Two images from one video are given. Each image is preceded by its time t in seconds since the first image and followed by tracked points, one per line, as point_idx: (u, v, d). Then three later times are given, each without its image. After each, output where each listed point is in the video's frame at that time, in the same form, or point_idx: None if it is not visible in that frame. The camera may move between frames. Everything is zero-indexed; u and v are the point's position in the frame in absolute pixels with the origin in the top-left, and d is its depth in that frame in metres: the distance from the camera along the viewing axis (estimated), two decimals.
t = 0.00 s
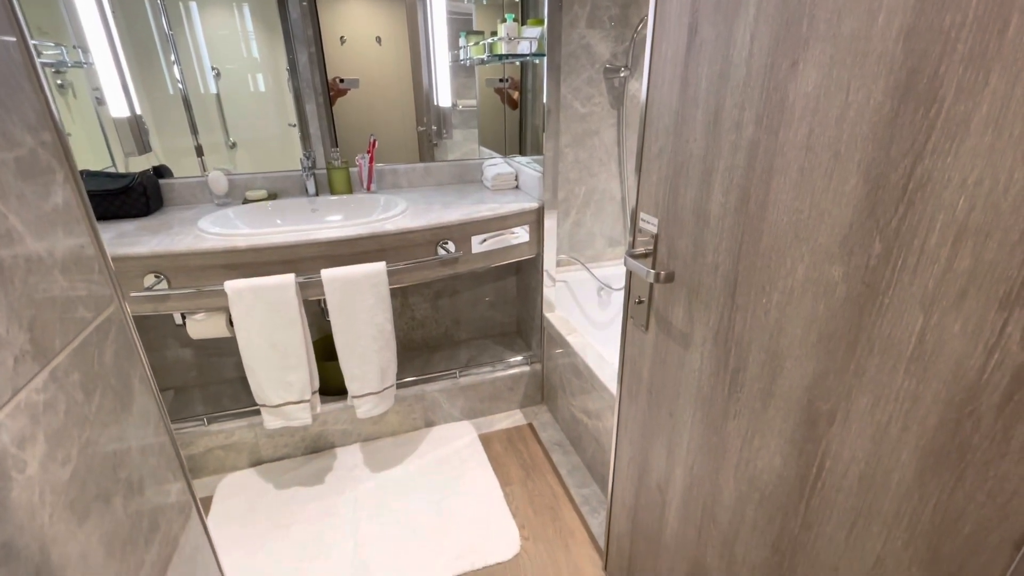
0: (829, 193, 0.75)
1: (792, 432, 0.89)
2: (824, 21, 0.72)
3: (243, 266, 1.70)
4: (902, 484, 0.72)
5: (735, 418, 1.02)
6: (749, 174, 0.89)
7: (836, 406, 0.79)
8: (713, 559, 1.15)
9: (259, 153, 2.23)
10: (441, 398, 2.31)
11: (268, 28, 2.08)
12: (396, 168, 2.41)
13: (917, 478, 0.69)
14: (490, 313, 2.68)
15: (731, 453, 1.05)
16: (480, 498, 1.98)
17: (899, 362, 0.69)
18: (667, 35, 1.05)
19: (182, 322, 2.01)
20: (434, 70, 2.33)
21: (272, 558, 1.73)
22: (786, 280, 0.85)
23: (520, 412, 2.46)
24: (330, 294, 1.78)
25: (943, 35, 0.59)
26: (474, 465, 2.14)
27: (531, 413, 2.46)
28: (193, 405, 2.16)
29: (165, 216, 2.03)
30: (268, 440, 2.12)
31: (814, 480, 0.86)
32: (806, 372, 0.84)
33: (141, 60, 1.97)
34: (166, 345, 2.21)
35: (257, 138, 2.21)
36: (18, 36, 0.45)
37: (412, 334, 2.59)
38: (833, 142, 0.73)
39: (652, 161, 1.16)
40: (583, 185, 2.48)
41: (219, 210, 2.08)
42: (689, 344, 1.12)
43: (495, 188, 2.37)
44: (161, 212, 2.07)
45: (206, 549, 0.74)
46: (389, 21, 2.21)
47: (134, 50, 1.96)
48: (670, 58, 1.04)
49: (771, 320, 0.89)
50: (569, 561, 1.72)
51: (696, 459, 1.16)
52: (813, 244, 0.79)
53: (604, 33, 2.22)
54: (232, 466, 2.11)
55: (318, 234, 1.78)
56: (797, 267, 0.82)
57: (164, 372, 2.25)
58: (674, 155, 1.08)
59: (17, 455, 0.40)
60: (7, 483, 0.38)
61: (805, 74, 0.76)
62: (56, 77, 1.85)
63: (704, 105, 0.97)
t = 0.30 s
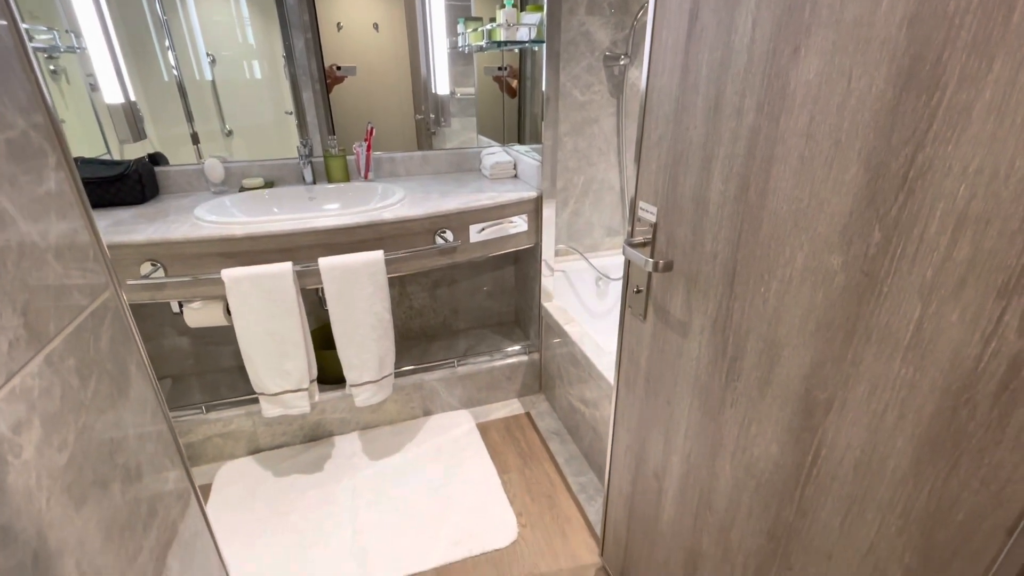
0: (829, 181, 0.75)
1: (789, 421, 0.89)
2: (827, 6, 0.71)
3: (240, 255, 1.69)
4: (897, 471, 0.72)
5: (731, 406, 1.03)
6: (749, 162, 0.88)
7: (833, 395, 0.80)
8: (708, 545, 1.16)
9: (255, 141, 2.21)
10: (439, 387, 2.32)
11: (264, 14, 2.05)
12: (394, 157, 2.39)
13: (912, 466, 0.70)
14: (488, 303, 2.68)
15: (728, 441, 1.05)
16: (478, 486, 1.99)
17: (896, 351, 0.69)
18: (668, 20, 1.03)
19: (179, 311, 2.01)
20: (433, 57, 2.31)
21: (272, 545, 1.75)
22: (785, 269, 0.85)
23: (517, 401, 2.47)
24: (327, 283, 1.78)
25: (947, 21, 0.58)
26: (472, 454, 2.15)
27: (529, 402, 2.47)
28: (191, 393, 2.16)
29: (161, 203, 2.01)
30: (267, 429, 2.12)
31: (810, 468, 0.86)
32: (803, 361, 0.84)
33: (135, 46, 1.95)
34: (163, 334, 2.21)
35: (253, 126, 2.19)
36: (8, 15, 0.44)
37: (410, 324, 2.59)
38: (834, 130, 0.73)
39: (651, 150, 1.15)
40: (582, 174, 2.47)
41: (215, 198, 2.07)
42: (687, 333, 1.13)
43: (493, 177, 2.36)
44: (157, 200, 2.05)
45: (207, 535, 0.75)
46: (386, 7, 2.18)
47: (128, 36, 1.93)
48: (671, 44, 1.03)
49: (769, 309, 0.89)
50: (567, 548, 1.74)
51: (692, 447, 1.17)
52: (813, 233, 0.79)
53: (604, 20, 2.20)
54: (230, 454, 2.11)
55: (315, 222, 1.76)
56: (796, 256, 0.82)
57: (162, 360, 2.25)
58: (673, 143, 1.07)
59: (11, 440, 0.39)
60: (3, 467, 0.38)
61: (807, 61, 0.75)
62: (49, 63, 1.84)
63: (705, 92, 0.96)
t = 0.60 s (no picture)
0: (829, 169, 0.74)
1: (785, 409, 0.89)
2: None
3: (238, 242, 1.68)
4: (891, 459, 0.73)
5: (728, 395, 1.03)
6: (749, 149, 0.87)
7: (829, 383, 0.80)
8: (703, 532, 1.17)
9: (251, 127, 2.18)
10: (436, 376, 2.32)
11: None
12: (391, 144, 2.37)
13: (906, 453, 0.70)
14: (486, 292, 2.67)
15: (724, 429, 1.06)
16: (475, 473, 2.00)
17: (893, 340, 0.70)
18: (670, 5, 1.02)
19: (176, 298, 2.00)
20: (431, 44, 2.28)
21: (271, 531, 1.76)
22: (784, 257, 0.85)
23: (514, 390, 2.48)
24: (325, 270, 1.77)
25: (952, 6, 0.58)
26: (469, 442, 2.16)
27: (526, 391, 2.48)
28: (188, 381, 2.16)
29: (156, 190, 2.00)
30: (265, 416, 2.13)
31: (804, 455, 0.87)
32: (800, 349, 0.84)
33: (128, 30, 1.92)
34: (160, 321, 2.20)
35: (249, 112, 2.16)
36: None
37: (408, 312, 2.58)
38: (835, 117, 0.72)
39: (651, 138, 1.14)
40: (581, 163, 2.45)
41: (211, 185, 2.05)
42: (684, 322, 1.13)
43: (491, 166, 2.34)
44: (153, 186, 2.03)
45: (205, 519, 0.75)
46: None
47: (121, 19, 1.90)
48: (672, 30, 1.02)
49: (767, 298, 0.89)
50: (563, 534, 1.75)
51: (688, 435, 1.18)
52: (813, 222, 0.78)
53: (604, 6, 2.17)
54: (228, 441, 2.12)
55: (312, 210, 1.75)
56: (795, 245, 0.82)
57: (159, 348, 2.25)
58: (673, 131, 1.06)
59: (5, 421, 0.39)
60: None
61: (809, 47, 0.74)
62: (41, 46, 1.79)
63: (706, 79, 0.95)
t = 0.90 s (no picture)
0: (830, 155, 0.74)
1: (783, 396, 0.90)
2: None
3: (235, 230, 1.67)
4: (887, 445, 0.73)
5: (725, 382, 1.03)
6: (750, 135, 0.87)
7: (828, 368, 0.80)
8: (699, 518, 1.18)
9: (248, 114, 2.16)
10: (435, 365, 2.33)
11: None
12: (389, 132, 2.34)
13: (903, 439, 0.71)
14: (484, 281, 2.67)
15: (721, 417, 1.06)
16: (473, 461, 2.01)
17: (892, 327, 0.70)
18: None
19: (173, 286, 1.99)
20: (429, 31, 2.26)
21: (271, 518, 1.76)
22: (784, 243, 0.84)
23: (513, 379, 2.48)
24: (323, 259, 1.76)
25: None
26: (467, 430, 2.17)
27: (525, 381, 2.49)
28: (187, 369, 2.16)
29: (152, 177, 1.98)
30: (264, 405, 2.13)
31: (801, 441, 0.87)
32: (798, 336, 0.84)
33: (122, 15, 1.89)
34: (158, 310, 2.20)
35: (246, 100, 2.14)
36: None
37: (406, 302, 2.58)
38: (838, 101, 0.71)
39: (651, 125, 1.13)
40: (580, 152, 2.43)
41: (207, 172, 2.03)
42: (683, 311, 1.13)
43: (490, 154, 2.32)
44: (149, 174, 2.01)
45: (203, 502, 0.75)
46: None
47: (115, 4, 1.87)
48: (673, 14, 1.01)
49: (766, 285, 0.89)
50: (560, 521, 1.77)
51: (686, 423, 1.18)
52: (812, 208, 0.78)
53: None
54: (227, 430, 2.13)
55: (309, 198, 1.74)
56: (794, 232, 0.82)
57: (157, 336, 2.24)
58: (674, 117, 1.05)
59: None
60: None
61: (812, 30, 0.73)
62: (33, 32, 1.78)
63: (707, 63, 0.94)
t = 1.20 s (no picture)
0: (836, 141, 0.73)
1: (788, 384, 0.89)
2: None
3: (237, 220, 1.67)
4: (892, 432, 0.73)
5: (729, 371, 1.03)
6: (756, 120, 0.86)
7: (834, 355, 0.79)
8: (702, 507, 1.18)
9: (249, 106, 2.15)
10: (438, 356, 2.33)
11: None
12: (391, 123, 2.32)
13: (909, 427, 0.70)
14: (487, 273, 2.67)
15: (725, 407, 1.06)
16: (476, 452, 2.02)
17: (900, 313, 0.69)
18: None
19: (176, 277, 1.99)
20: (431, 20, 2.23)
21: (275, 509, 1.77)
22: (791, 231, 0.83)
23: (515, 371, 2.49)
24: (326, 250, 1.76)
25: None
26: (470, 422, 2.17)
27: (527, 372, 2.49)
28: (191, 360, 2.17)
29: (154, 168, 1.98)
30: (268, 396, 2.14)
31: (807, 429, 0.86)
32: (804, 323, 0.83)
33: (122, 6, 1.87)
34: (162, 302, 2.20)
35: (248, 91, 2.13)
36: None
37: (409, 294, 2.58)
38: (846, 84, 0.70)
39: (655, 112, 1.12)
40: (584, 143, 2.41)
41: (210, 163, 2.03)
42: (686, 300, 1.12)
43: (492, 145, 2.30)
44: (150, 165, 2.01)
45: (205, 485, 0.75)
46: None
47: None
48: None
49: (772, 273, 0.88)
50: (563, 511, 1.77)
51: (689, 413, 1.18)
52: (820, 194, 0.77)
53: None
54: (232, 421, 2.13)
55: (312, 187, 1.73)
56: (800, 218, 0.81)
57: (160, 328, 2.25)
58: (679, 104, 1.04)
59: None
60: None
61: (821, 12, 0.72)
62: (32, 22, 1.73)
63: (713, 48, 0.92)
